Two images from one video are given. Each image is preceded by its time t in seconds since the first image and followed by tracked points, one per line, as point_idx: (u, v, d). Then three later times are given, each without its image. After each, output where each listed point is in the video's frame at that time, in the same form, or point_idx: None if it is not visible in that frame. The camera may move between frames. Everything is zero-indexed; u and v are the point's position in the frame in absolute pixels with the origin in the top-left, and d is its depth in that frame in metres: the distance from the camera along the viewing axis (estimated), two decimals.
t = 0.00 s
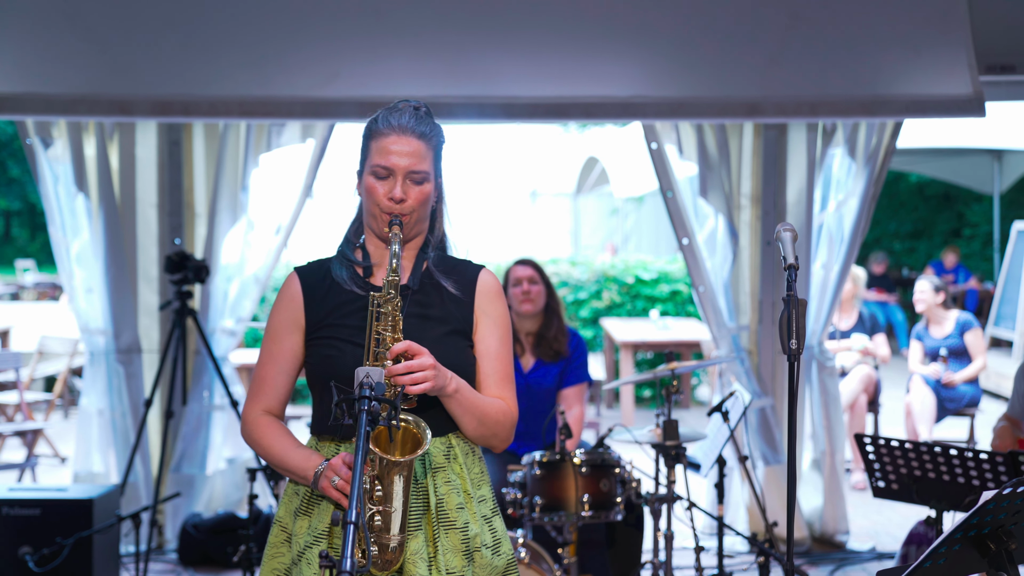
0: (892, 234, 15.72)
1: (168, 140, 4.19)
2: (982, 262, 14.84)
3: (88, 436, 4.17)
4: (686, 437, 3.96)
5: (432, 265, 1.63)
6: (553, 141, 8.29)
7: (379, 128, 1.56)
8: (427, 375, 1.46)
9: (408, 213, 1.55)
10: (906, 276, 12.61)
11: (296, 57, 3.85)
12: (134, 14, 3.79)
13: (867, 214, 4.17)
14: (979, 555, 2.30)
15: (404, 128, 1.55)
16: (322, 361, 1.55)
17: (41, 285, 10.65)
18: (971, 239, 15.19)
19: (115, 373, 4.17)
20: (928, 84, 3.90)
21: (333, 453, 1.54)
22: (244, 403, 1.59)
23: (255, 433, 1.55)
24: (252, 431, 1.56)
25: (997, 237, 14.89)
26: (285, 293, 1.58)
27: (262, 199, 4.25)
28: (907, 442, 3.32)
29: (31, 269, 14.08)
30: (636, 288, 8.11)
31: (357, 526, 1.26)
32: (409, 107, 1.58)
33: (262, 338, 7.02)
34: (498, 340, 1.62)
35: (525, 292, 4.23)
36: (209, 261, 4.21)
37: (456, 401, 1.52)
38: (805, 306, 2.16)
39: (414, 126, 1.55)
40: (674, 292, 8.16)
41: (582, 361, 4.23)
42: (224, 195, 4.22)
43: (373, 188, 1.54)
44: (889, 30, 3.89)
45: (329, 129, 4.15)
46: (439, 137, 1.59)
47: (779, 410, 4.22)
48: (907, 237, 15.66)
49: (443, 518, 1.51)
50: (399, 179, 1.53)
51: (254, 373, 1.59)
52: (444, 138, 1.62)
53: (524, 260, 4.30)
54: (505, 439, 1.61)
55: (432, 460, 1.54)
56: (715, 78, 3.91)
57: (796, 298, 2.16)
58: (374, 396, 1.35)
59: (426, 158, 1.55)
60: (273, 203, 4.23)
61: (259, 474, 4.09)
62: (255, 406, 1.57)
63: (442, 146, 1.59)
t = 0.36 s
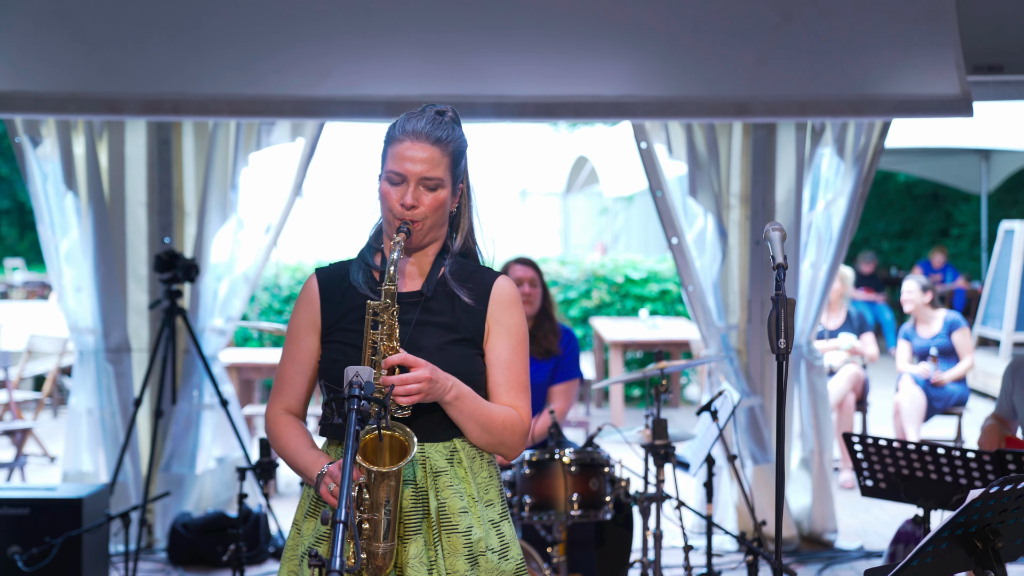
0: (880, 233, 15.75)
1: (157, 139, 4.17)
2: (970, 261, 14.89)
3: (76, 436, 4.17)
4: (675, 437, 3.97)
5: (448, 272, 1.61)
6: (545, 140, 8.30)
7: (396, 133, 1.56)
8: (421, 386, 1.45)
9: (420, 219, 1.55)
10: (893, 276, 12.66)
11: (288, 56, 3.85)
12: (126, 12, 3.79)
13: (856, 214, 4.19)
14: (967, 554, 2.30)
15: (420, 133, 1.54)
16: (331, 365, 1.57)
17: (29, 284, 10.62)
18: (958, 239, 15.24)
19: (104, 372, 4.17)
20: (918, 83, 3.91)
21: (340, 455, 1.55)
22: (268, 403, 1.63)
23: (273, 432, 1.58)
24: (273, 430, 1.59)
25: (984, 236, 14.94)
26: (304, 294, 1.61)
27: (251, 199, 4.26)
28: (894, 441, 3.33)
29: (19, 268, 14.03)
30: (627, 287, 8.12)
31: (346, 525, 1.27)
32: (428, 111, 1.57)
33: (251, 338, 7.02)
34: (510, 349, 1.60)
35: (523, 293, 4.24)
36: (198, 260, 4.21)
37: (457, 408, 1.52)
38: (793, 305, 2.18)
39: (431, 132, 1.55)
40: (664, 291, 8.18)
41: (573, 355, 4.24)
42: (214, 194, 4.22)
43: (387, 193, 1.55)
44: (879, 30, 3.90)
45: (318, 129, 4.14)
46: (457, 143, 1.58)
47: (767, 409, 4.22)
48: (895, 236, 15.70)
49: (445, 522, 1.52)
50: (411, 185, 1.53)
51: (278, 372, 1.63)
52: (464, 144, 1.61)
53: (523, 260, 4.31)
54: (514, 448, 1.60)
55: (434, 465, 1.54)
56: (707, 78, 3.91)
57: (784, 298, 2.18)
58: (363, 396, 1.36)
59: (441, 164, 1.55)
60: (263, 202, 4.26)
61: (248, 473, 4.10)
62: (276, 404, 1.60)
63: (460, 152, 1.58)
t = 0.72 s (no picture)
0: (868, 233, 15.80)
1: (145, 139, 4.18)
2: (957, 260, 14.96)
3: (64, 436, 4.17)
4: (664, 434, 3.96)
5: (424, 267, 1.61)
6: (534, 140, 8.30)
7: (372, 126, 1.55)
8: (409, 381, 1.45)
9: (398, 213, 1.55)
10: (880, 275, 12.71)
11: (276, 56, 3.84)
12: (114, 12, 3.78)
13: (844, 213, 4.20)
14: (954, 552, 2.29)
15: (396, 127, 1.54)
16: (308, 361, 1.55)
17: (16, 283, 10.58)
18: (946, 238, 15.29)
19: (91, 372, 4.16)
20: (905, 83, 3.92)
21: (318, 452, 1.53)
22: (233, 397, 1.59)
23: (242, 428, 1.55)
24: (239, 426, 1.56)
25: (971, 236, 15.00)
26: (275, 288, 1.58)
27: (239, 198, 4.24)
28: (882, 439, 3.33)
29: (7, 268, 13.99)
30: (615, 287, 8.13)
31: (333, 525, 1.26)
32: (404, 104, 1.57)
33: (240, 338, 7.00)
34: (485, 342, 1.61)
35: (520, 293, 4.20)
36: (186, 259, 4.21)
37: (438, 403, 1.52)
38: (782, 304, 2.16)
39: (407, 125, 1.54)
40: (652, 290, 8.19)
41: (562, 351, 4.23)
42: (202, 193, 4.22)
43: (363, 187, 1.54)
44: (865, 30, 3.92)
45: (307, 129, 4.14)
46: (432, 136, 1.58)
47: (756, 408, 4.23)
48: (883, 236, 15.75)
49: (425, 518, 1.51)
50: (389, 179, 1.52)
51: (245, 367, 1.60)
52: (439, 137, 1.61)
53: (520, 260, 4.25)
54: (488, 441, 1.61)
55: (414, 461, 1.53)
56: (695, 78, 3.92)
57: (774, 296, 2.16)
58: (351, 395, 1.34)
59: (418, 157, 1.54)
60: (251, 202, 4.23)
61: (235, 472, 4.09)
62: (243, 399, 1.57)
63: (435, 145, 1.58)
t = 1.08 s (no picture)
0: (857, 232, 15.86)
1: (134, 139, 4.17)
2: (946, 260, 15.02)
3: (52, 435, 4.16)
4: (653, 434, 3.96)
5: (373, 268, 1.63)
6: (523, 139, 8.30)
7: (321, 127, 1.55)
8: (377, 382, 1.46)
9: (353, 215, 1.55)
10: (869, 275, 12.75)
11: (264, 56, 3.84)
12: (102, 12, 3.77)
13: (833, 213, 4.21)
14: (943, 550, 2.30)
15: (347, 128, 1.54)
16: (261, 367, 1.52)
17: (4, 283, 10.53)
18: (934, 237, 15.33)
19: (79, 371, 4.15)
20: (893, 83, 3.93)
21: (274, 458, 1.53)
22: (174, 406, 1.55)
23: (188, 438, 1.52)
24: (183, 435, 1.52)
25: (960, 236, 15.06)
26: (222, 294, 1.55)
27: (228, 198, 4.21)
28: (871, 438, 3.34)
29: None
30: (605, 286, 8.14)
31: (322, 526, 1.25)
32: (350, 105, 1.57)
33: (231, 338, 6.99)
34: (436, 342, 1.64)
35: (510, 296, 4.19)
36: (176, 259, 4.20)
37: (400, 404, 1.53)
38: (771, 303, 2.16)
39: (357, 126, 1.55)
40: (642, 290, 8.20)
41: (552, 358, 4.25)
42: (191, 193, 4.21)
43: (316, 189, 1.53)
44: (853, 30, 3.93)
45: (296, 129, 4.14)
46: (382, 136, 1.59)
47: (745, 407, 4.24)
48: (872, 235, 15.80)
49: (388, 520, 1.54)
50: (343, 181, 1.53)
51: (187, 375, 1.55)
52: (387, 137, 1.62)
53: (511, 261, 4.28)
54: (443, 439, 1.64)
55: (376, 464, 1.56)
56: (683, 78, 3.93)
57: (762, 296, 2.16)
58: (340, 395, 1.34)
59: (370, 158, 1.55)
60: (240, 201, 4.20)
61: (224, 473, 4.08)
62: (187, 409, 1.53)
63: (384, 146, 1.59)
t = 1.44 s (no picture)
0: (846, 231, 15.91)
1: (122, 140, 4.17)
2: (933, 259, 15.07)
3: (39, 437, 4.15)
4: (642, 433, 3.96)
5: (326, 267, 1.66)
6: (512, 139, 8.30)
7: (274, 127, 1.58)
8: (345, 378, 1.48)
9: (310, 212, 1.58)
10: (857, 275, 12.79)
11: (252, 56, 3.82)
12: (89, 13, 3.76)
13: (821, 213, 4.22)
14: (930, 549, 2.30)
15: (302, 128, 1.58)
16: (223, 365, 1.53)
17: None
18: (923, 236, 15.32)
19: (67, 373, 4.14)
20: (881, 83, 3.93)
21: (237, 458, 1.54)
22: (124, 410, 1.53)
23: (142, 442, 1.50)
24: (136, 440, 1.50)
25: (948, 235, 15.12)
26: (175, 295, 1.54)
27: (215, 200, 4.24)
28: (860, 437, 3.34)
29: None
30: (593, 286, 8.15)
31: (310, 526, 1.27)
32: (301, 106, 1.62)
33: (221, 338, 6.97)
34: (392, 340, 1.67)
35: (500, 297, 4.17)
36: (163, 260, 4.19)
37: (363, 400, 1.55)
38: (760, 303, 2.16)
39: (311, 125, 1.59)
40: (631, 289, 8.20)
41: (540, 355, 4.24)
42: (179, 194, 4.21)
43: (273, 188, 1.56)
44: (841, 31, 3.93)
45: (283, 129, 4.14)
46: (335, 136, 1.64)
47: (735, 406, 4.25)
48: (860, 234, 15.84)
49: (353, 520, 1.55)
50: (299, 179, 1.56)
51: (137, 378, 1.53)
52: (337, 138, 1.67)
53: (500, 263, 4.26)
54: (399, 437, 1.66)
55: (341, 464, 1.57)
56: (671, 78, 3.93)
57: (750, 296, 2.16)
58: (328, 395, 1.35)
59: (325, 157, 1.59)
60: (227, 204, 4.24)
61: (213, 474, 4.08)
62: (140, 413, 1.51)
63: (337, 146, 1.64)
